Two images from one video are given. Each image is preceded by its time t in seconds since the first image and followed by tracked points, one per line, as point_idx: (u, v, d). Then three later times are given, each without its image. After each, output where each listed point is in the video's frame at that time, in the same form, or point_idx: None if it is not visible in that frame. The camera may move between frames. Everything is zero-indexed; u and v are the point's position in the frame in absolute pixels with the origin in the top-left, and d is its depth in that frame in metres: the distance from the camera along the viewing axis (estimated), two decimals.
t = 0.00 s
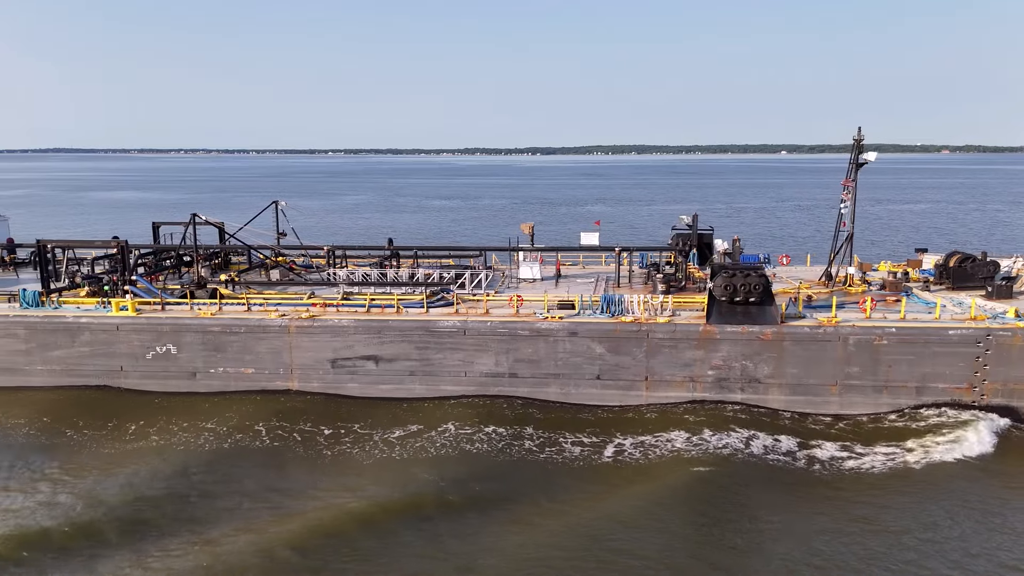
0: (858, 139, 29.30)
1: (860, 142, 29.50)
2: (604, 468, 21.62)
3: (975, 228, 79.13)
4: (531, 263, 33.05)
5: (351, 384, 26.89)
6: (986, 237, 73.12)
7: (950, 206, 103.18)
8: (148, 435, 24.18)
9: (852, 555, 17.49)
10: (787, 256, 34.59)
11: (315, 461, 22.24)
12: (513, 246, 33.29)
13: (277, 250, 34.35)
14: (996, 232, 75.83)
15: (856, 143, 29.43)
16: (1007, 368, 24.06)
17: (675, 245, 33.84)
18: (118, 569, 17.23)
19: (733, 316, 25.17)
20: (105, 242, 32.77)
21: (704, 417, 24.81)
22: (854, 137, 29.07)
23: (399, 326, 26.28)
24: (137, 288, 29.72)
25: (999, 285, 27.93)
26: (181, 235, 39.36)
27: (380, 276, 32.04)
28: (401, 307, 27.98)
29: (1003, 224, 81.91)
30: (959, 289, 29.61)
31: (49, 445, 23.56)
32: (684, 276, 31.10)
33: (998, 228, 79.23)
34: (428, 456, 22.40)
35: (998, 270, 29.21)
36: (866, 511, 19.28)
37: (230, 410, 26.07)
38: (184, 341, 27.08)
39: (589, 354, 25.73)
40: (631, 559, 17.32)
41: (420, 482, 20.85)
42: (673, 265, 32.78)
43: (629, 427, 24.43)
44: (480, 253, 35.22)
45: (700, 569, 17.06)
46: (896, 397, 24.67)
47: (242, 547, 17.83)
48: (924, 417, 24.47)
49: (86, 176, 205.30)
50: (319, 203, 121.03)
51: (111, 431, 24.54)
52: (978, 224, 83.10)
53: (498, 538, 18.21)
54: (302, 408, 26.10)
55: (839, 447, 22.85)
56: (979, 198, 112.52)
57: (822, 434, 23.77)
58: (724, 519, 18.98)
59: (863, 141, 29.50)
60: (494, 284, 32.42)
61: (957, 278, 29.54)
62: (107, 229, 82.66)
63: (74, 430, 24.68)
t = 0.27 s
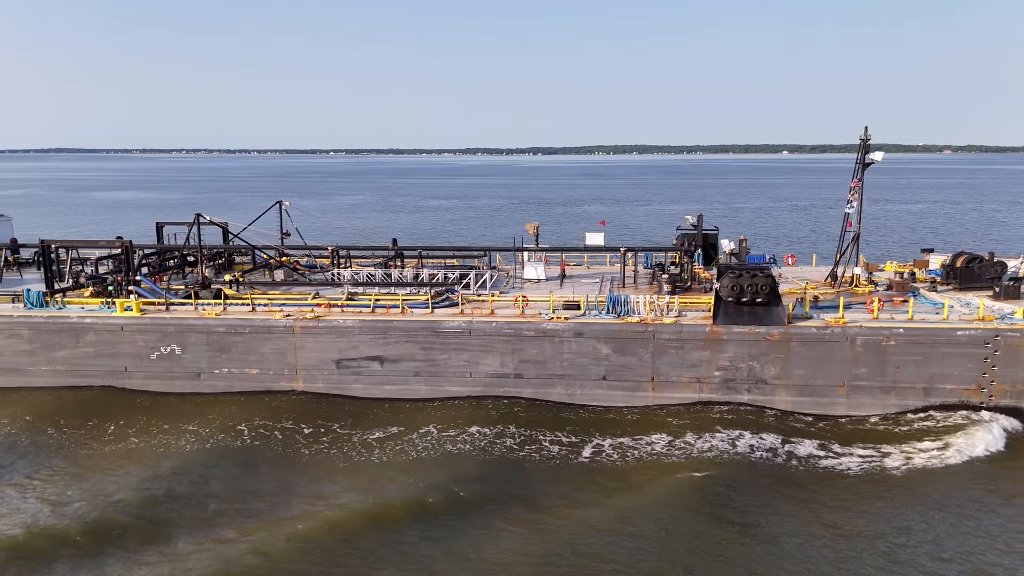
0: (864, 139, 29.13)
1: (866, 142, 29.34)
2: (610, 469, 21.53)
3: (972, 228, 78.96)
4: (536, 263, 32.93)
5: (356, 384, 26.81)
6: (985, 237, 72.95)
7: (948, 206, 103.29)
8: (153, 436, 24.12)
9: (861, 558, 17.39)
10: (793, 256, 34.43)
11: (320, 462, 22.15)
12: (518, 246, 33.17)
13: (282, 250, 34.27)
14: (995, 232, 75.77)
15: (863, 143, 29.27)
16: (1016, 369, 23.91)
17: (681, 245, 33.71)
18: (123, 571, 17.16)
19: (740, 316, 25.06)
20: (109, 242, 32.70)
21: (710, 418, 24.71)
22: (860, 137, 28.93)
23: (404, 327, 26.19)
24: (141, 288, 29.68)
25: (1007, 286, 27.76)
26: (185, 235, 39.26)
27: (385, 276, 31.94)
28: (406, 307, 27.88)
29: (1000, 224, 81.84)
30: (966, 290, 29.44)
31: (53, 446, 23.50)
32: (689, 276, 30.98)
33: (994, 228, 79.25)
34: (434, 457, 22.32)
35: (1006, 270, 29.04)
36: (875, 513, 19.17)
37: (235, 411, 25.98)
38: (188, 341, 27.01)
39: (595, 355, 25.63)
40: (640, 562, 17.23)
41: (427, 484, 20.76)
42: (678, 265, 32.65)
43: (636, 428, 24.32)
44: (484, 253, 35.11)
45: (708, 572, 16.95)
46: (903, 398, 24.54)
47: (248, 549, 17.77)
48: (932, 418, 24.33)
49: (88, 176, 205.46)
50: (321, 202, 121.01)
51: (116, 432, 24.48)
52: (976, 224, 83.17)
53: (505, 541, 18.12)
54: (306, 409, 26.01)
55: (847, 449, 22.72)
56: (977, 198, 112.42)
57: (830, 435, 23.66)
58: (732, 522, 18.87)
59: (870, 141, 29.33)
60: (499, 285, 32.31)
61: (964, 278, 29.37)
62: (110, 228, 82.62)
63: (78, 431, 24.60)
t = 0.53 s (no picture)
0: (870, 139, 29.03)
1: (872, 142, 29.24)
2: (616, 471, 21.44)
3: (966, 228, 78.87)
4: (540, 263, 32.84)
5: (359, 385, 26.72)
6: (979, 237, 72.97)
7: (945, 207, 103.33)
8: (157, 436, 24.04)
9: (870, 561, 17.32)
10: (797, 256, 34.32)
11: (324, 463, 22.06)
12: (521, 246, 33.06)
13: (285, 250, 34.17)
14: (991, 232, 75.75)
15: (868, 143, 29.17)
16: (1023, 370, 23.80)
17: (685, 245, 33.59)
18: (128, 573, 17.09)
19: (745, 317, 24.97)
20: (111, 242, 32.60)
21: (715, 419, 24.62)
22: (866, 137, 28.81)
23: (409, 327, 26.10)
24: (144, 288, 29.60)
25: (1013, 286, 27.65)
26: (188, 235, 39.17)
27: (388, 276, 31.85)
28: (410, 308, 27.79)
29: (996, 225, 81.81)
30: (972, 291, 29.34)
31: (57, 447, 23.43)
32: (694, 276, 30.87)
33: (988, 228, 79.27)
34: (439, 459, 22.24)
35: (1012, 271, 28.93)
36: (883, 515, 19.09)
37: (239, 411, 25.89)
38: (192, 342, 26.93)
39: (600, 356, 25.53)
40: (647, 566, 17.14)
41: (432, 486, 20.68)
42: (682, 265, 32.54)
43: (641, 430, 24.23)
44: (488, 253, 35.02)
45: None
46: (910, 399, 24.44)
47: (253, 552, 17.68)
48: (939, 419, 24.22)
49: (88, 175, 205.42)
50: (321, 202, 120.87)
51: (119, 433, 24.39)
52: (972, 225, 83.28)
53: (512, 543, 18.06)
54: (310, 410, 25.91)
55: (854, 451, 22.62)
56: (973, 199, 112.43)
57: (837, 437, 23.56)
58: (739, 524, 18.79)
59: (875, 141, 29.22)
60: (503, 285, 32.21)
61: (970, 279, 29.27)
62: (112, 228, 82.55)
63: (81, 432, 24.52)
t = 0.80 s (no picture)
0: (875, 139, 28.92)
1: (877, 142, 29.13)
2: (622, 473, 21.35)
3: (959, 228, 78.88)
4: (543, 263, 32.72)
5: (362, 386, 26.62)
6: (972, 236, 73.09)
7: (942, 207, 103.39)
8: (159, 437, 23.96)
9: (878, 564, 17.24)
10: (801, 256, 34.21)
11: (328, 465, 21.96)
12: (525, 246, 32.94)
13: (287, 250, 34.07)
14: (984, 232, 75.83)
15: (873, 143, 29.06)
16: None
17: (688, 245, 33.48)
18: None
19: (750, 317, 24.86)
20: (113, 242, 32.50)
21: (720, 420, 24.53)
22: (871, 136, 28.70)
23: (412, 328, 26.00)
24: (146, 288, 29.50)
25: (1019, 287, 27.54)
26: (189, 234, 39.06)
27: (391, 276, 31.75)
28: (413, 308, 27.68)
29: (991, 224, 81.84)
30: (976, 291, 29.24)
31: (60, 448, 23.34)
32: (698, 277, 30.76)
33: (981, 228, 79.32)
34: (443, 460, 22.15)
35: (1017, 271, 28.83)
36: (890, 517, 19.01)
37: (242, 412, 25.79)
38: (194, 342, 26.83)
39: (604, 356, 25.43)
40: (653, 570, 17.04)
41: (435, 488, 20.62)
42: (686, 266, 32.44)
43: (646, 431, 24.13)
44: (491, 253, 34.92)
45: None
46: (915, 400, 24.34)
47: (257, 556, 17.59)
48: (945, 420, 24.11)
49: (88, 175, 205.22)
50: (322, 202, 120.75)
51: (122, 434, 24.28)
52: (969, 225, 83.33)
53: (517, 544, 18.02)
54: (313, 411, 25.81)
55: (859, 452, 22.51)
56: (966, 199, 112.44)
57: (842, 438, 23.46)
58: (745, 526, 18.72)
59: (880, 141, 29.11)
60: (506, 285, 32.11)
61: (975, 279, 29.17)
62: (113, 228, 82.45)
63: (83, 433, 24.42)
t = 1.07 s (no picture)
0: (879, 139, 28.83)
1: (881, 142, 29.03)
2: (627, 474, 21.26)
3: (953, 228, 78.89)
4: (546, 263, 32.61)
5: (365, 387, 26.52)
6: (963, 236, 73.27)
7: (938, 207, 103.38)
8: (161, 438, 23.86)
9: (884, 566, 17.15)
10: (804, 256, 34.11)
11: (331, 466, 21.86)
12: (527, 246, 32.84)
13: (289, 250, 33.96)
14: (976, 232, 75.97)
15: (877, 142, 28.96)
16: None
17: (691, 245, 33.39)
18: None
19: (755, 318, 24.76)
20: (114, 242, 32.39)
21: (724, 421, 24.44)
22: (875, 136, 28.63)
23: (415, 328, 25.90)
24: (148, 288, 29.38)
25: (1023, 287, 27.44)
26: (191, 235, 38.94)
27: (393, 277, 31.65)
28: (416, 308, 27.57)
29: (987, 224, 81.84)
30: (981, 292, 29.15)
31: (62, 449, 23.25)
32: (701, 277, 30.66)
33: (974, 228, 79.38)
34: (447, 461, 22.05)
35: (1022, 272, 28.73)
36: (897, 520, 18.91)
37: (244, 413, 25.68)
38: (196, 343, 26.72)
39: (608, 357, 25.33)
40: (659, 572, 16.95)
41: (439, 489, 20.52)
42: (689, 266, 32.33)
43: (650, 432, 24.03)
44: (493, 253, 34.81)
45: None
46: (921, 401, 24.24)
47: (261, 558, 17.50)
48: (950, 422, 24.03)
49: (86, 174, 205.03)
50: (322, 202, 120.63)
51: (124, 435, 24.18)
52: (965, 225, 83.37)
53: (522, 546, 17.92)
54: (316, 412, 25.71)
55: (865, 454, 22.43)
56: (962, 200, 112.43)
57: (847, 439, 23.37)
58: (752, 529, 18.62)
59: (884, 141, 29.01)
60: (508, 285, 32.00)
61: (979, 280, 29.07)
62: (113, 228, 82.30)
63: (85, 434, 24.32)
